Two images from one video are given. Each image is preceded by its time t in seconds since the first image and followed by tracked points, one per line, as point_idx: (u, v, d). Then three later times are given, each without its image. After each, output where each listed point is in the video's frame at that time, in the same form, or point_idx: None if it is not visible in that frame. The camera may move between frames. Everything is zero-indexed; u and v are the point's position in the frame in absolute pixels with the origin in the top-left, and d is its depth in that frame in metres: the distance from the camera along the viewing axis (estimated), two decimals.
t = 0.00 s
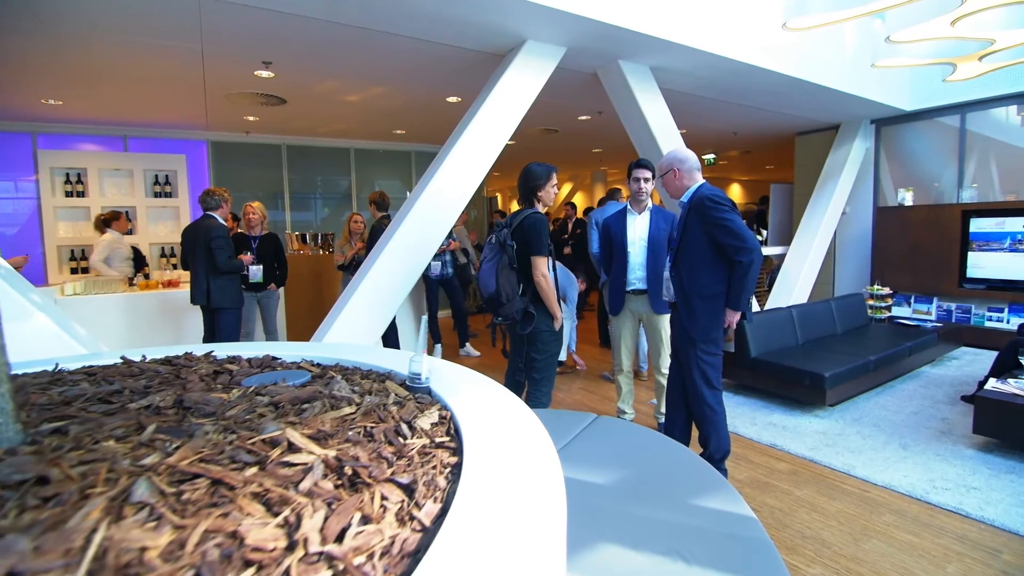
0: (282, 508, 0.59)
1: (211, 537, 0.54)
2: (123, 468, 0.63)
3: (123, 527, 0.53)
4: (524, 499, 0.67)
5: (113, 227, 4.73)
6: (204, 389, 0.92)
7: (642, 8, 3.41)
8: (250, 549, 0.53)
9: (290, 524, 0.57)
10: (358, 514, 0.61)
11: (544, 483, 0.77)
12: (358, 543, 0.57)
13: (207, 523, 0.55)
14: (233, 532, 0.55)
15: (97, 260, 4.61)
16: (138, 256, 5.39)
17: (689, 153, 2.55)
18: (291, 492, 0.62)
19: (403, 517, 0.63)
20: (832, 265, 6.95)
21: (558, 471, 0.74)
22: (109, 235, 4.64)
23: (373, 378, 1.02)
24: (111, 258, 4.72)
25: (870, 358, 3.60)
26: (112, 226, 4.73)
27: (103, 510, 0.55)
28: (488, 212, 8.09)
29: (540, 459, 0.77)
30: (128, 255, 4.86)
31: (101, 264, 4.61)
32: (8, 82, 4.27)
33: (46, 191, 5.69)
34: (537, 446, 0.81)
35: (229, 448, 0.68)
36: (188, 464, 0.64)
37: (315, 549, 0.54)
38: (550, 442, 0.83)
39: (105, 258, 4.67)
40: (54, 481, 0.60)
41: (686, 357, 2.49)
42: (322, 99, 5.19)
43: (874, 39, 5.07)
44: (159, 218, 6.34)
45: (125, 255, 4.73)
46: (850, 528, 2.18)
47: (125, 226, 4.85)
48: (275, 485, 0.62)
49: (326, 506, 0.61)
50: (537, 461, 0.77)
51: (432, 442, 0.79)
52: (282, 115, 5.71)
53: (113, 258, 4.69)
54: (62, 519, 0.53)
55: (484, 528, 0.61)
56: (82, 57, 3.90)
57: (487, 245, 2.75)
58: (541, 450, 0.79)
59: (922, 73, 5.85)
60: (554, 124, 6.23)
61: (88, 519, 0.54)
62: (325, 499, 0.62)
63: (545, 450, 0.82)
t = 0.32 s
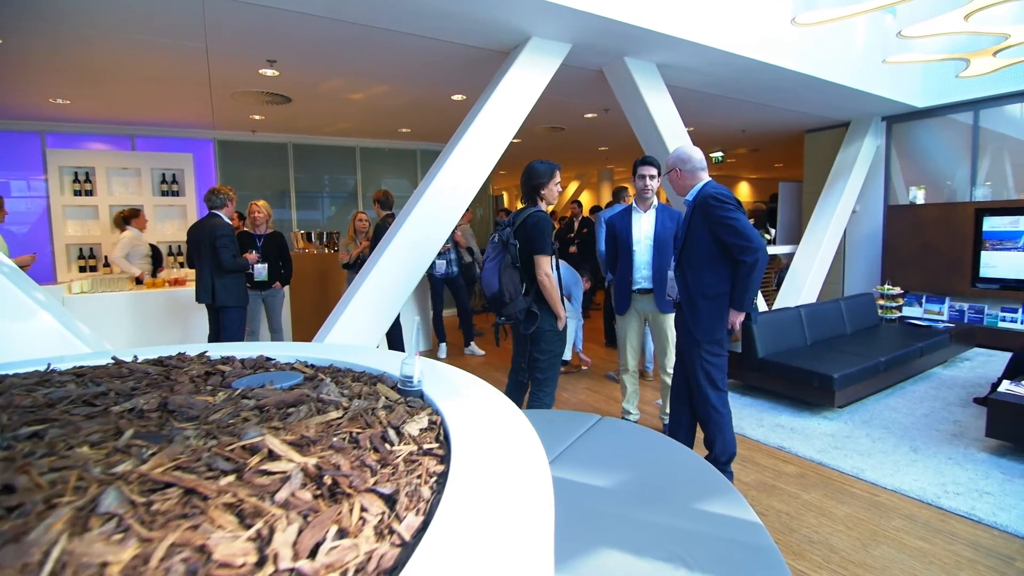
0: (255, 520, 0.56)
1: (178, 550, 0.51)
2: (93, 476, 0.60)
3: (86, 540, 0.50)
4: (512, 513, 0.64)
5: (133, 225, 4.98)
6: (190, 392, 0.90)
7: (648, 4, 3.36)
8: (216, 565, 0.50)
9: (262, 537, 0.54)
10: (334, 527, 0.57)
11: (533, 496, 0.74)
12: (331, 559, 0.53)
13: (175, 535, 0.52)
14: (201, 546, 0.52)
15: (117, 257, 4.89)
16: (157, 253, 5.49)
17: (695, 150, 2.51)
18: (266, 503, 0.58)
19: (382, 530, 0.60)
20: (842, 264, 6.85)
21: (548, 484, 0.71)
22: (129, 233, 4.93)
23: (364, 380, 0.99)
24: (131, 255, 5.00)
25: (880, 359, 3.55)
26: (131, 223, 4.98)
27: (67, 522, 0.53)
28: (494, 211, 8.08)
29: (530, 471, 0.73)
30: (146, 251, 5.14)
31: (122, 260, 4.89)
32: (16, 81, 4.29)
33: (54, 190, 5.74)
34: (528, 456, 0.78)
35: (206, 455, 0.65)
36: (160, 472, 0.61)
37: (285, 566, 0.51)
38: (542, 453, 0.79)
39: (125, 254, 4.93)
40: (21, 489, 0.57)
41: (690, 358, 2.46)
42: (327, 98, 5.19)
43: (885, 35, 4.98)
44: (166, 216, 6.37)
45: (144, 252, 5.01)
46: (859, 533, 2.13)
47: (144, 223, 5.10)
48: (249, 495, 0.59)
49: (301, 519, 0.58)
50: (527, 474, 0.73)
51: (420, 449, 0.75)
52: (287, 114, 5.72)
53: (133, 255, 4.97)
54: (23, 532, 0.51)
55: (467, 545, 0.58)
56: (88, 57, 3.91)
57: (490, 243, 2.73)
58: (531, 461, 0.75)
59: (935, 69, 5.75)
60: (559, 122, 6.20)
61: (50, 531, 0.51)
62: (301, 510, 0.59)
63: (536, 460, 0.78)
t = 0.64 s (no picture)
0: (224, 535, 0.52)
1: (139, 568, 0.47)
2: (60, 486, 0.56)
3: (43, 556, 0.46)
4: (496, 529, 0.60)
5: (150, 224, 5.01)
6: (175, 397, 0.87)
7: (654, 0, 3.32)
8: None
9: (228, 554, 0.50)
10: (306, 543, 0.54)
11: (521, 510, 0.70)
12: None
13: (137, 551, 0.48)
14: (164, 563, 0.48)
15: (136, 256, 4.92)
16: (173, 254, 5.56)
17: (703, 147, 2.46)
18: (237, 517, 0.54)
19: (357, 547, 0.56)
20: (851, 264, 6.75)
21: (535, 499, 0.67)
22: (147, 231, 4.94)
23: (354, 384, 0.96)
24: (148, 253, 5.06)
25: (891, 360, 3.48)
26: (148, 223, 4.98)
27: (26, 536, 0.49)
28: (499, 210, 8.05)
29: (518, 486, 0.70)
30: (164, 250, 5.21)
31: (141, 258, 4.94)
32: (22, 82, 4.31)
33: (63, 189, 5.77)
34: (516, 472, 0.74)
35: (181, 463, 0.61)
36: (131, 482, 0.57)
37: None
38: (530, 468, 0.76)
39: (143, 253, 4.96)
40: None
41: (694, 359, 2.42)
42: (332, 97, 5.18)
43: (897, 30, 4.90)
44: (174, 216, 6.39)
45: (162, 251, 5.06)
46: (868, 539, 2.08)
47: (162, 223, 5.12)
48: (221, 508, 0.55)
49: (272, 535, 0.54)
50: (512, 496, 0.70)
51: (406, 458, 0.72)
52: (293, 114, 5.72)
53: (150, 254, 5.04)
54: None
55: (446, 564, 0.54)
56: (93, 57, 3.91)
57: (493, 243, 2.70)
58: (519, 475, 0.72)
59: (948, 65, 5.65)
60: (565, 121, 6.17)
61: (5, 545, 0.47)
62: (272, 525, 0.55)
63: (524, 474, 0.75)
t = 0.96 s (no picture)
0: (183, 551, 0.50)
1: None
2: (20, 496, 0.54)
3: None
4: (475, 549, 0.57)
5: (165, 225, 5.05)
6: (156, 401, 0.85)
7: None
8: None
9: (187, 572, 0.48)
10: (269, 560, 0.51)
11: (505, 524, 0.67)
12: None
13: (90, 569, 0.45)
14: None
15: (151, 257, 4.99)
16: (186, 255, 5.54)
17: (708, 145, 2.43)
18: (200, 530, 0.52)
19: (324, 565, 0.53)
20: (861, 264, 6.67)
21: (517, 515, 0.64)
22: (162, 232, 4.99)
23: (341, 388, 0.94)
24: (165, 254, 5.12)
25: (901, 362, 3.42)
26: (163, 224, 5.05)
27: None
28: (505, 210, 8.03)
29: (500, 504, 0.67)
30: (179, 250, 5.26)
31: (157, 259, 5.00)
32: (29, 84, 4.34)
33: (71, 190, 5.81)
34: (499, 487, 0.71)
35: (149, 472, 0.59)
36: (94, 492, 0.55)
37: None
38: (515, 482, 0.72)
39: (159, 254, 5.03)
40: None
41: (699, 361, 2.39)
42: (336, 97, 5.18)
43: (906, 27, 4.82)
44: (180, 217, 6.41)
45: (177, 252, 5.12)
46: (877, 546, 2.04)
47: (176, 223, 5.16)
48: (184, 521, 0.52)
49: (234, 550, 0.51)
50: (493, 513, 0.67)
51: (386, 468, 0.69)
52: (298, 115, 5.73)
53: (166, 255, 5.09)
54: None
55: None
56: (97, 58, 3.92)
57: (494, 243, 2.68)
58: (501, 491, 0.69)
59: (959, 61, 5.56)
60: (570, 120, 6.13)
61: None
62: (237, 540, 0.52)
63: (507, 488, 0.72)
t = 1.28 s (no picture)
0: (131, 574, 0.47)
1: None
2: None
3: None
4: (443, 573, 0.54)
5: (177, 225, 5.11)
6: (132, 408, 0.83)
7: None
8: None
9: None
10: None
11: (482, 542, 0.64)
12: None
13: None
14: None
15: (170, 257, 4.98)
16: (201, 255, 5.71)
17: (712, 142, 2.38)
18: (152, 550, 0.49)
19: None
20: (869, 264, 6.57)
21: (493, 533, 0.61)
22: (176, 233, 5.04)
23: (323, 394, 0.91)
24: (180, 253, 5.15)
25: (910, 364, 3.36)
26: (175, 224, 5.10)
27: None
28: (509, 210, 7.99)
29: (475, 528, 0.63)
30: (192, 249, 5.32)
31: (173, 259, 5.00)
32: (32, 85, 4.35)
33: (77, 192, 5.84)
34: (475, 509, 0.67)
35: (106, 485, 0.56)
36: (45, 507, 0.52)
37: None
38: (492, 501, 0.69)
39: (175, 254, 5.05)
40: None
41: (702, 364, 2.34)
42: (339, 98, 5.17)
43: (916, 23, 4.75)
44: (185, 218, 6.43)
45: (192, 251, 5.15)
46: (885, 553, 1.99)
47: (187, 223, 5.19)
48: (136, 539, 0.50)
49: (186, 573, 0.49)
50: (467, 536, 0.63)
51: (360, 480, 0.66)
52: (302, 116, 5.73)
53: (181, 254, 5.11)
54: None
55: None
56: (100, 60, 3.93)
57: (494, 244, 2.64)
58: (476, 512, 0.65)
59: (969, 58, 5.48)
60: (574, 120, 6.09)
61: None
62: (192, 561, 0.50)
63: (484, 507, 0.68)
